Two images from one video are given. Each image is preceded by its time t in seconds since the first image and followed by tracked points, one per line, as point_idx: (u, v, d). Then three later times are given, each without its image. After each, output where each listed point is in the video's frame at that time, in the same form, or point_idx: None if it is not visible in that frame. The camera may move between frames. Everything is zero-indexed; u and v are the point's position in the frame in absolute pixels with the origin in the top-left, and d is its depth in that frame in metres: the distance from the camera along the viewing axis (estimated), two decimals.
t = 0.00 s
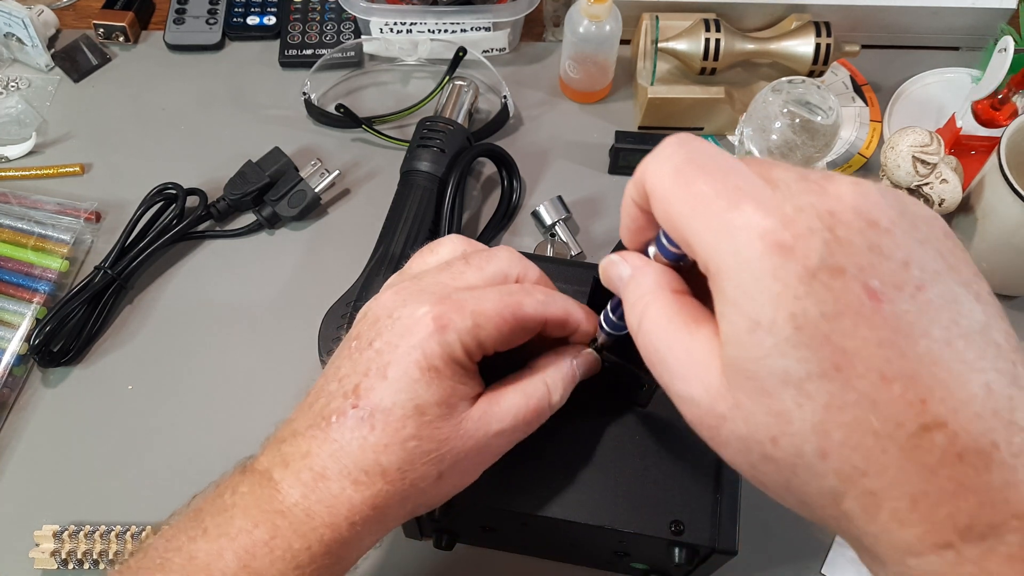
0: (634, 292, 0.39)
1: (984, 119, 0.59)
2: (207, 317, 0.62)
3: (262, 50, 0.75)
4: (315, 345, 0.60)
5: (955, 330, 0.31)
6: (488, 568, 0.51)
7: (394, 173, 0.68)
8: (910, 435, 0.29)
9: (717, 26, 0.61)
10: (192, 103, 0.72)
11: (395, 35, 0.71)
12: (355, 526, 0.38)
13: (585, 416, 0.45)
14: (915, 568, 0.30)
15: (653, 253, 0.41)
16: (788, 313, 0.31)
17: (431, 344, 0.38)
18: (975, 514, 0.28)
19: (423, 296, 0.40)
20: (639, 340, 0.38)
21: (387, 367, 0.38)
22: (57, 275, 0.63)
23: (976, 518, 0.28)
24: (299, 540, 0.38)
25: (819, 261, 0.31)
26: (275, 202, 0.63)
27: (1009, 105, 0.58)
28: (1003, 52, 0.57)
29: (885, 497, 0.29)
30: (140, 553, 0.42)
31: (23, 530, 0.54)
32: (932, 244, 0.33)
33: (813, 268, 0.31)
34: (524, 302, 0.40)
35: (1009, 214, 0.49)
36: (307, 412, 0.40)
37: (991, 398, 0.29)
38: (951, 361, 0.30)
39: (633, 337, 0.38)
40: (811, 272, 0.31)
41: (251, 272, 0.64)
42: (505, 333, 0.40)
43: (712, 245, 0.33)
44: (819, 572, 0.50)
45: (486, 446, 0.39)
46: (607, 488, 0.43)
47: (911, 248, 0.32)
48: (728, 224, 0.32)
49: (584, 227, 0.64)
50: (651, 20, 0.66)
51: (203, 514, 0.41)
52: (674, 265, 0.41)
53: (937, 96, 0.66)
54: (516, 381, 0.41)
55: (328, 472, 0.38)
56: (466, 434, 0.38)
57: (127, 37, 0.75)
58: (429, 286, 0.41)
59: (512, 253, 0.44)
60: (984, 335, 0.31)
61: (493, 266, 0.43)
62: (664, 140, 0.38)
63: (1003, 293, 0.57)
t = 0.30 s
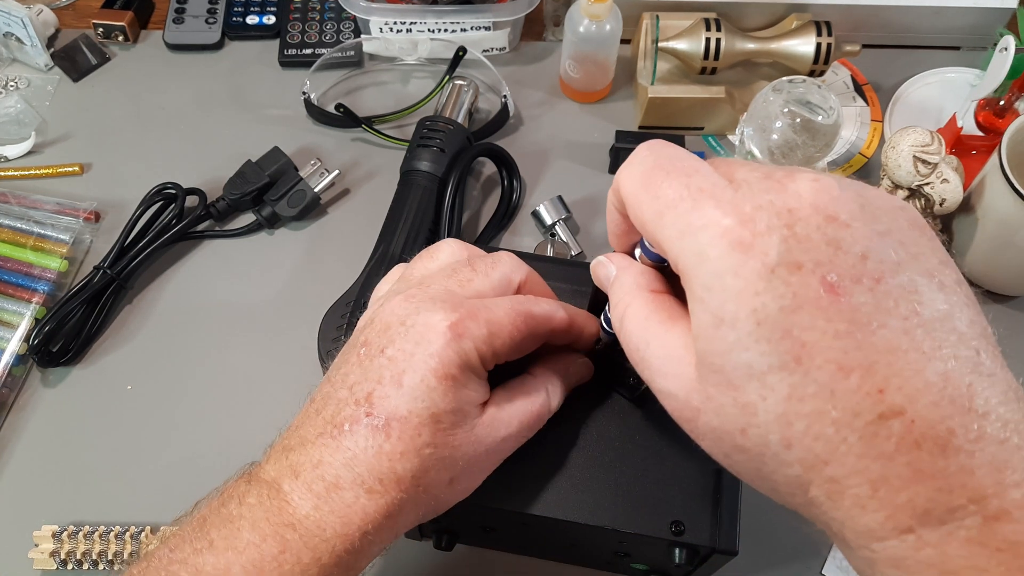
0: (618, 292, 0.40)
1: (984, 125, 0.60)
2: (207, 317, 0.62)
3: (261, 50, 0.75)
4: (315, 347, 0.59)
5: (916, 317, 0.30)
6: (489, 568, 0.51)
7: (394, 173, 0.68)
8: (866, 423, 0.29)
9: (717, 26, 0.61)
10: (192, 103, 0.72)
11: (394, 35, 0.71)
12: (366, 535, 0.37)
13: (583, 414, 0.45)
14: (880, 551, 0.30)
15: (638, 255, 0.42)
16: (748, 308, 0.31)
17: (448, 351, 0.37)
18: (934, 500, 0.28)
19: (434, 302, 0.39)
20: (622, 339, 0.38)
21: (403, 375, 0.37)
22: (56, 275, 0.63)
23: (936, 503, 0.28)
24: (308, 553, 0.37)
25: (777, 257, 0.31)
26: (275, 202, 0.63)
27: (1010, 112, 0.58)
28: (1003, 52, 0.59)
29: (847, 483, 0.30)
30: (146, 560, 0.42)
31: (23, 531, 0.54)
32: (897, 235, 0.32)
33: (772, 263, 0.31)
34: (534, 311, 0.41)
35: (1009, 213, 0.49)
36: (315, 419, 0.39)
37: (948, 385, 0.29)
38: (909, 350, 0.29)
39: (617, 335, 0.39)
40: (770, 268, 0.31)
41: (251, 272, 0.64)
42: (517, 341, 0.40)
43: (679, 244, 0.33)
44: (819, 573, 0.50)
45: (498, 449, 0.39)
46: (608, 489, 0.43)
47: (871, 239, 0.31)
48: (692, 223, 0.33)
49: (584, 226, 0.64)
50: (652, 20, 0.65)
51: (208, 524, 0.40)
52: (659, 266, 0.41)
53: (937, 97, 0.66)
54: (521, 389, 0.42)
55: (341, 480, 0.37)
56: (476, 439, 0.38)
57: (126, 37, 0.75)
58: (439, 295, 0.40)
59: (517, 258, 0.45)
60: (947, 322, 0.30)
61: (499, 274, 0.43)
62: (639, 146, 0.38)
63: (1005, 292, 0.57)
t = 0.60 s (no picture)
0: (636, 300, 0.39)
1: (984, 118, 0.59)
2: (207, 317, 0.62)
3: (262, 50, 0.75)
4: (315, 348, 0.59)
5: (933, 326, 0.30)
6: (488, 568, 0.51)
7: (393, 173, 0.68)
8: (884, 432, 0.29)
9: (717, 26, 0.61)
10: (192, 103, 0.72)
11: (395, 35, 0.71)
12: (362, 553, 0.37)
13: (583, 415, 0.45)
14: (899, 558, 0.30)
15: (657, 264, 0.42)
16: (765, 318, 0.31)
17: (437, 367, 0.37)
18: (952, 507, 0.29)
19: (421, 317, 0.39)
20: (641, 347, 0.38)
21: (394, 392, 0.37)
22: (56, 275, 0.63)
23: (953, 510, 0.29)
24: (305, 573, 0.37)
25: (794, 267, 0.31)
26: (275, 202, 0.63)
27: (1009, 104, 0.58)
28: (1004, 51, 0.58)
29: (865, 491, 0.30)
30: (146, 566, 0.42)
31: (22, 530, 0.54)
32: (912, 244, 0.32)
33: (789, 273, 0.31)
34: (523, 320, 0.41)
35: (1010, 213, 0.49)
36: (307, 438, 0.39)
37: (965, 394, 0.29)
38: (926, 359, 0.29)
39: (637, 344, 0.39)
40: (787, 278, 0.31)
41: (251, 271, 0.64)
42: (506, 349, 0.40)
43: (697, 254, 0.33)
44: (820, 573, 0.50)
45: (492, 467, 0.39)
46: (608, 488, 0.43)
47: (887, 249, 0.32)
48: (709, 234, 0.33)
49: (584, 226, 0.64)
50: (652, 20, 0.65)
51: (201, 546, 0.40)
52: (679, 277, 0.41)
53: (938, 97, 0.66)
54: (515, 403, 0.41)
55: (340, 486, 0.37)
56: (470, 457, 0.38)
57: (126, 36, 0.75)
58: (426, 308, 0.40)
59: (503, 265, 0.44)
60: (964, 331, 0.30)
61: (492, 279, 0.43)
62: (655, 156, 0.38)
63: (1003, 292, 0.57)
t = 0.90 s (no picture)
0: (634, 309, 0.39)
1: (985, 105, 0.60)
2: (207, 317, 0.62)
3: (262, 50, 0.75)
4: (315, 349, 0.60)
5: (921, 333, 0.30)
6: (489, 569, 0.51)
7: (393, 173, 0.68)
8: (873, 437, 0.29)
9: (717, 26, 0.61)
10: (192, 103, 0.72)
11: (395, 35, 0.71)
12: None
13: (583, 416, 0.45)
14: (889, 560, 0.31)
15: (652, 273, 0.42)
16: (756, 327, 0.31)
17: (439, 402, 0.37)
18: (940, 510, 0.29)
19: (414, 347, 0.39)
20: (639, 358, 0.38)
21: (395, 432, 0.36)
22: (56, 275, 0.63)
23: (941, 513, 0.29)
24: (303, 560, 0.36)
25: (785, 277, 0.31)
26: (275, 202, 0.63)
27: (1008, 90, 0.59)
28: (1003, 51, 0.56)
29: (855, 495, 0.30)
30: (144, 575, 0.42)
31: (22, 530, 0.54)
32: (903, 253, 0.32)
33: (781, 283, 0.31)
34: (515, 353, 0.41)
35: (1010, 214, 0.49)
36: (301, 480, 0.38)
37: (953, 401, 0.29)
38: (914, 365, 0.30)
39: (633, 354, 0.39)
40: (778, 288, 0.31)
41: (251, 271, 0.64)
42: (503, 379, 0.40)
43: (691, 266, 0.33)
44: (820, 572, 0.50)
45: (489, 497, 0.38)
46: (608, 488, 0.43)
47: (877, 258, 0.32)
48: (703, 245, 0.33)
49: (584, 226, 0.64)
50: (652, 20, 0.65)
51: None
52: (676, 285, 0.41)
53: (938, 97, 0.66)
54: (510, 429, 0.41)
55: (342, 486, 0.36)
56: (474, 492, 0.38)
57: (126, 37, 0.75)
58: (423, 337, 0.39)
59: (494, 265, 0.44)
60: (951, 337, 0.30)
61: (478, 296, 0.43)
62: (648, 171, 0.38)
63: (1004, 292, 0.57)
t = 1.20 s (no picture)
0: (622, 310, 0.39)
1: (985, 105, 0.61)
2: (207, 317, 0.62)
3: (262, 50, 0.75)
4: (315, 350, 0.60)
5: (903, 329, 0.30)
6: (489, 569, 0.51)
7: (394, 173, 0.68)
8: (856, 434, 0.29)
9: (717, 26, 0.61)
10: (192, 103, 0.72)
11: (395, 35, 0.71)
12: None
13: (585, 415, 0.45)
14: (874, 557, 0.30)
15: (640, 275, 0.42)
16: (738, 326, 0.31)
17: (444, 408, 0.36)
18: (924, 506, 0.29)
19: (422, 349, 0.38)
20: (626, 358, 0.38)
21: (398, 435, 0.36)
22: (57, 275, 0.63)
23: (925, 510, 0.29)
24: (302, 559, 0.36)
25: (765, 276, 0.31)
26: (275, 202, 0.63)
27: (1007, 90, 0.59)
28: (1003, 51, 0.56)
29: (839, 492, 0.30)
30: None
31: (22, 531, 0.54)
32: (886, 249, 0.32)
33: (761, 282, 0.31)
34: (523, 362, 0.41)
35: (1010, 214, 0.49)
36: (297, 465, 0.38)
37: (934, 396, 0.29)
38: (896, 362, 0.29)
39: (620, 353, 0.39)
40: (759, 287, 0.31)
41: (251, 271, 0.64)
42: (510, 390, 0.40)
43: (673, 266, 0.33)
44: (819, 572, 0.50)
45: (487, 502, 0.38)
46: (608, 488, 0.43)
47: (859, 255, 0.32)
48: (686, 246, 0.33)
49: (584, 226, 0.64)
50: (652, 20, 0.65)
51: None
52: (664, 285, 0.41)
53: (938, 96, 0.66)
54: (512, 434, 0.41)
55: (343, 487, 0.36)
56: (472, 495, 0.38)
57: (126, 37, 0.75)
58: (431, 340, 0.39)
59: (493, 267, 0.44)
60: (935, 333, 0.30)
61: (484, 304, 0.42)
62: (633, 172, 0.39)
63: (1005, 292, 0.57)
